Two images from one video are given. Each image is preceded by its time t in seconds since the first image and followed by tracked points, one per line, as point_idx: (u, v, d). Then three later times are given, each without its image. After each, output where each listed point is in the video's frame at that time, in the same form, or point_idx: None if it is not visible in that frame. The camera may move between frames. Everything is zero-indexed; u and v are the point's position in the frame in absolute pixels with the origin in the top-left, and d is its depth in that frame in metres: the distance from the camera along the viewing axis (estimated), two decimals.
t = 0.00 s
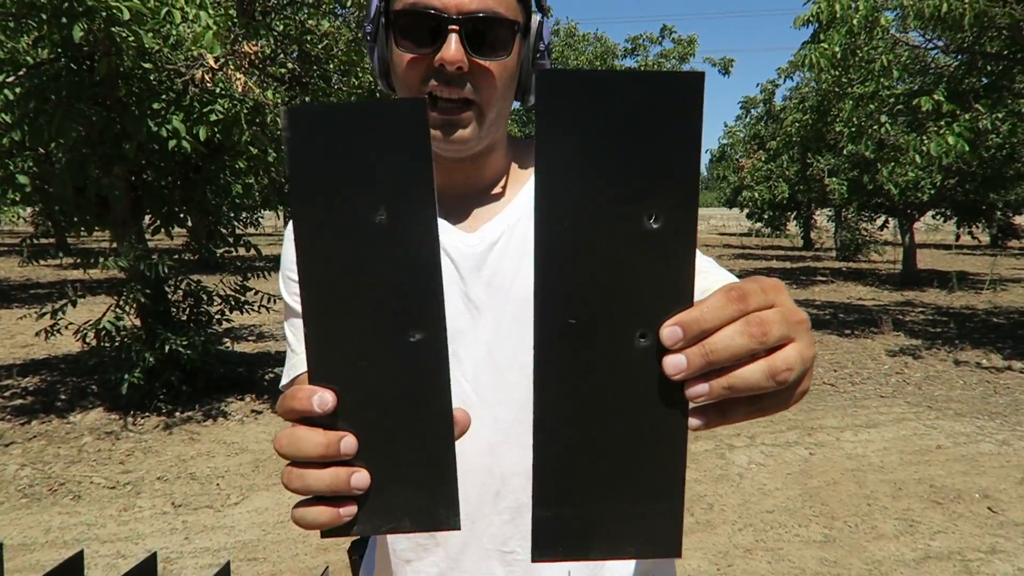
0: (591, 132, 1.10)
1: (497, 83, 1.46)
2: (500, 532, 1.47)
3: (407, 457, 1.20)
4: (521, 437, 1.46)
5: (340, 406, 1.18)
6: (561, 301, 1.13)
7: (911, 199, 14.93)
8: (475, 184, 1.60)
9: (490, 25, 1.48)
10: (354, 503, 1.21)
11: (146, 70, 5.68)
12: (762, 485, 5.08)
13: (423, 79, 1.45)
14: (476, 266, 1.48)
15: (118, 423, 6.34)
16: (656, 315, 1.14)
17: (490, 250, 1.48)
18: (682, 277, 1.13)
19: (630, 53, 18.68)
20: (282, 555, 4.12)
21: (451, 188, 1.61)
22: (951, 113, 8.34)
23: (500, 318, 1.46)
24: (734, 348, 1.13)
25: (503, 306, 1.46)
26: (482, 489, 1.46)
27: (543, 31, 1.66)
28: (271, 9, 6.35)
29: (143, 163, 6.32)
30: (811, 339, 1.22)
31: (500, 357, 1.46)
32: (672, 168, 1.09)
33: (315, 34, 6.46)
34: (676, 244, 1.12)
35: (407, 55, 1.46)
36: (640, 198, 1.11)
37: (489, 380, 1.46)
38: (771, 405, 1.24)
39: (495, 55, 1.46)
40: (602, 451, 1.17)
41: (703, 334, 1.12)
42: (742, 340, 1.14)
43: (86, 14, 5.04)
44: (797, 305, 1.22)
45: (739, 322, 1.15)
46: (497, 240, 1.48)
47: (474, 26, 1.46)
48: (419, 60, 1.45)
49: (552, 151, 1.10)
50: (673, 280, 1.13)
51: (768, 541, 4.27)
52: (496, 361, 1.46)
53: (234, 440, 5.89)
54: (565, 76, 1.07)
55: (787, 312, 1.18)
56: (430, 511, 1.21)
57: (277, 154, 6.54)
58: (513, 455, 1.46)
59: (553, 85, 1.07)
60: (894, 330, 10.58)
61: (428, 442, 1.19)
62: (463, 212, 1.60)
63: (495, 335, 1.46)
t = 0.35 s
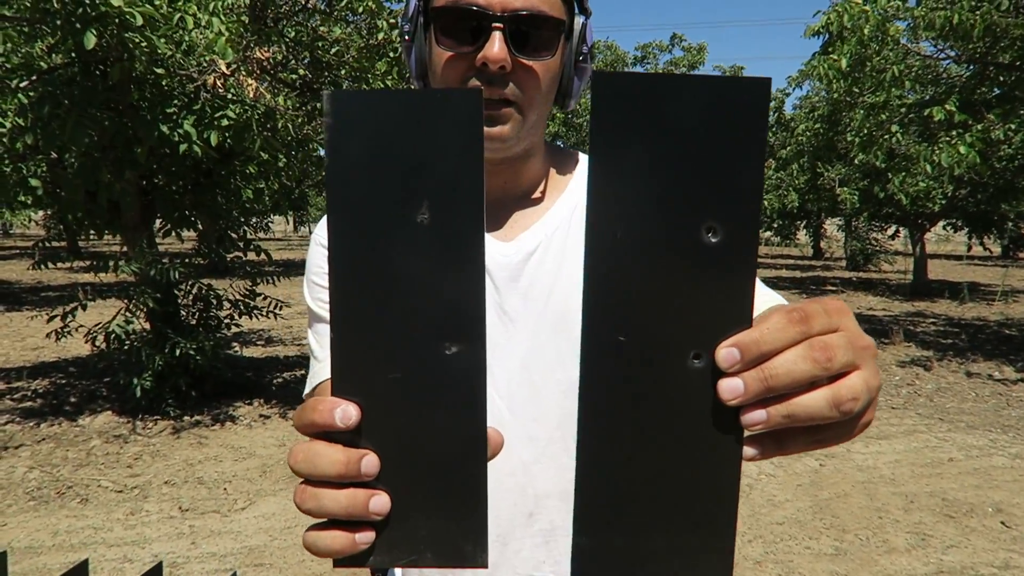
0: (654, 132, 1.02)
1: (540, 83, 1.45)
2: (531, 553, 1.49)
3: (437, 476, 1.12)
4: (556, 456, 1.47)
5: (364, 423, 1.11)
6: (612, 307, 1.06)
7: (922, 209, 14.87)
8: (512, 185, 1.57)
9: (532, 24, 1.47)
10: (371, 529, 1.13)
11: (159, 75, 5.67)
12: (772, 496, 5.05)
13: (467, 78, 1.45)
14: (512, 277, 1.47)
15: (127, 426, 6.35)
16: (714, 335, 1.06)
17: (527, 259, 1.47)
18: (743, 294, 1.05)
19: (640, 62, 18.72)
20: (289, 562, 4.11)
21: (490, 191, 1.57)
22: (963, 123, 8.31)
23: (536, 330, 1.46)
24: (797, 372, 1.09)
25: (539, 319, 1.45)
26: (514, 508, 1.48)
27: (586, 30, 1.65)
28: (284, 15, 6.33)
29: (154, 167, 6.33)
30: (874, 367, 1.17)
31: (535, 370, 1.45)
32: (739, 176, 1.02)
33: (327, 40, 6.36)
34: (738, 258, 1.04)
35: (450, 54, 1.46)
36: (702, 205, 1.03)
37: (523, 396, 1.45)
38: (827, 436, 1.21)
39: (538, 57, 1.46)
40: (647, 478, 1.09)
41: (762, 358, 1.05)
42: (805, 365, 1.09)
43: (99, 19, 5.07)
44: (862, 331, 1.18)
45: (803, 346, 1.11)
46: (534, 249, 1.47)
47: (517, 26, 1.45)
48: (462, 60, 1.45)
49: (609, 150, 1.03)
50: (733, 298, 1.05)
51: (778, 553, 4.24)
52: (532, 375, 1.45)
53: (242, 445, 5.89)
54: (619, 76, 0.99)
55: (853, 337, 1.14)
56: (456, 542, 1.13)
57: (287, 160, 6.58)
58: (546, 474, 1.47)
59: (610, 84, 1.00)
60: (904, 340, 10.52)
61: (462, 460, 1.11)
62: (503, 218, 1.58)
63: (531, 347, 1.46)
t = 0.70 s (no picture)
0: (677, 140, 1.02)
1: (562, 79, 1.43)
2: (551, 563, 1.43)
3: (448, 497, 1.08)
4: (577, 462, 1.41)
5: (370, 444, 1.08)
6: (634, 316, 1.05)
7: (935, 211, 14.77)
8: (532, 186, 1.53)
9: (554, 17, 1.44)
10: (379, 556, 1.11)
11: (170, 73, 5.71)
12: (780, 499, 5.01)
13: (488, 73, 1.42)
14: (531, 279, 1.43)
15: (136, 423, 6.37)
16: (736, 350, 1.05)
17: (547, 261, 1.43)
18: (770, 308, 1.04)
19: (651, 63, 18.68)
20: (295, 559, 4.11)
21: (509, 191, 1.54)
22: (977, 124, 8.24)
23: (555, 335, 1.41)
24: (825, 391, 1.06)
25: (557, 324, 1.41)
26: (534, 515, 1.42)
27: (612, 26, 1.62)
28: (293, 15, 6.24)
29: (165, 165, 6.36)
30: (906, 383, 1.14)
31: (554, 375, 1.41)
32: (764, 187, 1.01)
33: (337, 39, 6.36)
34: (762, 273, 1.03)
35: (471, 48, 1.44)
36: (725, 216, 1.02)
37: (542, 402, 1.41)
38: (857, 456, 1.16)
39: (559, 51, 1.44)
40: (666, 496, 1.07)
41: (789, 374, 1.03)
42: (834, 383, 1.06)
43: (110, 18, 5.06)
44: (894, 348, 1.14)
45: (832, 363, 1.08)
46: (554, 251, 1.43)
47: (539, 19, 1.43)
48: (484, 54, 1.43)
49: (630, 157, 1.02)
50: (757, 312, 1.04)
51: (786, 556, 4.21)
52: (550, 381, 1.41)
53: (250, 443, 5.91)
54: (642, 81, 0.99)
55: (883, 354, 1.11)
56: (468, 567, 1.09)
57: (298, 158, 6.61)
58: (565, 482, 1.42)
59: (634, 90, 0.99)
60: (916, 343, 10.44)
61: (473, 483, 1.07)
62: (522, 222, 1.54)
63: (550, 352, 1.41)
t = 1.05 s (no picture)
0: (697, 134, 1.00)
1: (579, 71, 1.44)
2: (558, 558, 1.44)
3: (462, 489, 1.09)
4: (586, 457, 1.42)
5: (381, 437, 1.09)
6: (653, 311, 1.03)
7: (939, 207, 14.73)
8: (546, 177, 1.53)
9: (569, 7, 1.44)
10: (390, 550, 1.12)
11: (173, 69, 5.75)
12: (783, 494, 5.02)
13: (505, 63, 1.43)
14: (542, 273, 1.44)
15: (141, 417, 6.40)
16: (756, 348, 1.03)
17: (558, 255, 1.44)
18: (793, 304, 1.02)
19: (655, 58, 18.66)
20: (299, 552, 4.13)
21: (522, 182, 1.54)
22: (982, 119, 8.22)
23: (566, 329, 1.42)
24: (850, 389, 1.04)
25: (568, 317, 1.42)
26: (542, 510, 1.43)
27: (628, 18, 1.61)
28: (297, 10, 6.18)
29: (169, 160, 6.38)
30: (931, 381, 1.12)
31: (564, 368, 1.41)
32: (785, 182, 0.99)
33: (341, 34, 6.32)
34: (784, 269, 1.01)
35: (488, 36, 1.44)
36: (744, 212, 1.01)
37: (552, 395, 1.41)
38: (880, 454, 1.15)
39: (573, 43, 1.44)
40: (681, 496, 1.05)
41: (813, 371, 1.02)
42: (860, 380, 1.05)
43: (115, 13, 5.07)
44: (920, 346, 1.12)
45: (858, 360, 1.06)
46: (565, 244, 1.44)
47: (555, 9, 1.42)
48: (501, 43, 1.43)
49: (647, 151, 1.01)
50: (777, 310, 1.02)
51: (789, 550, 4.22)
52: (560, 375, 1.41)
53: (254, 437, 5.93)
54: (665, 71, 0.97)
55: (909, 352, 1.09)
56: (480, 563, 1.10)
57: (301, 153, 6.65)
58: (574, 477, 1.42)
59: (659, 80, 0.98)
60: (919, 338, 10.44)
61: (486, 474, 1.08)
62: (535, 214, 1.55)
63: (560, 345, 1.42)
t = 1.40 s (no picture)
0: (703, 135, 1.00)
1: (584, 66, 1.44)
2: (561, 554, 1.45)
3: (464, 488, 1.09)
4: (589, 455, 1.42)
5: (383, 434, 1.09)
6: (657, 314, 1.03)
7: (941, 205, 14.71)
8: (552, 175, 1.53)
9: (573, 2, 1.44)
10: (391, 549, 1.12)
11: (176, 65, 5.74)
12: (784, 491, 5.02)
13: (510, 57, 1.43)
14: (548, 271, 1.43)
15: (142, 413, 6.41)
16: (760, 353, 1.03)
17: (563, 252, 1.44)
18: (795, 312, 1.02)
19: (658, 55, 18.65)
20: (300, 548, 4.14)
21: (528, 179, 1.53)
22: (986, 117, 8.21)
23: (571, 327, 1.42)
24: (856, 405, 1.03)
25: (573, 315, 1.42)
26: (545, 508, 1.43)
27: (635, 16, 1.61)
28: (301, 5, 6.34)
29: (172, 157, 6.39)
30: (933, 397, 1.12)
31: (569, 366, 1.41)
32: (790, 189, 0.99)
33: (344, 31, 6.29)
34: (788, 274, 1.01)
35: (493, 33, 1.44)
36: (750, 215, 1.01)
37: (556, 394, 1.41)
38: (884, 466, 1.14)
39: (579, 38, 1.44)
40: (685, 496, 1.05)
41: (815, 386, 1.01)
42: (865, 397, 1.04)
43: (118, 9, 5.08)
44: (925, 361, 1.12)
45: (864, 375, 1.05)
46: (570, 242, 1.44)
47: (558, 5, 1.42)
48: (506, 38, 1.43)
49: (655, 151, 1.01)
50: (782, 314, 1.02)
51: (790, 548, 4.22)
52: (564, 372, 1.41)
53: (255, 433, 5.94)
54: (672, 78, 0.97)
55: (914, 366, 1.08)
56: (482, 563, 1.10)
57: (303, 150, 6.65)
58: (577, 476, 1.43)
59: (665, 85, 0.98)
60: (921, 336, 10.43)
61: (488, 473, 1.08)
62: (540, 211, 1.55)
63: (565, 343, 1.42)
